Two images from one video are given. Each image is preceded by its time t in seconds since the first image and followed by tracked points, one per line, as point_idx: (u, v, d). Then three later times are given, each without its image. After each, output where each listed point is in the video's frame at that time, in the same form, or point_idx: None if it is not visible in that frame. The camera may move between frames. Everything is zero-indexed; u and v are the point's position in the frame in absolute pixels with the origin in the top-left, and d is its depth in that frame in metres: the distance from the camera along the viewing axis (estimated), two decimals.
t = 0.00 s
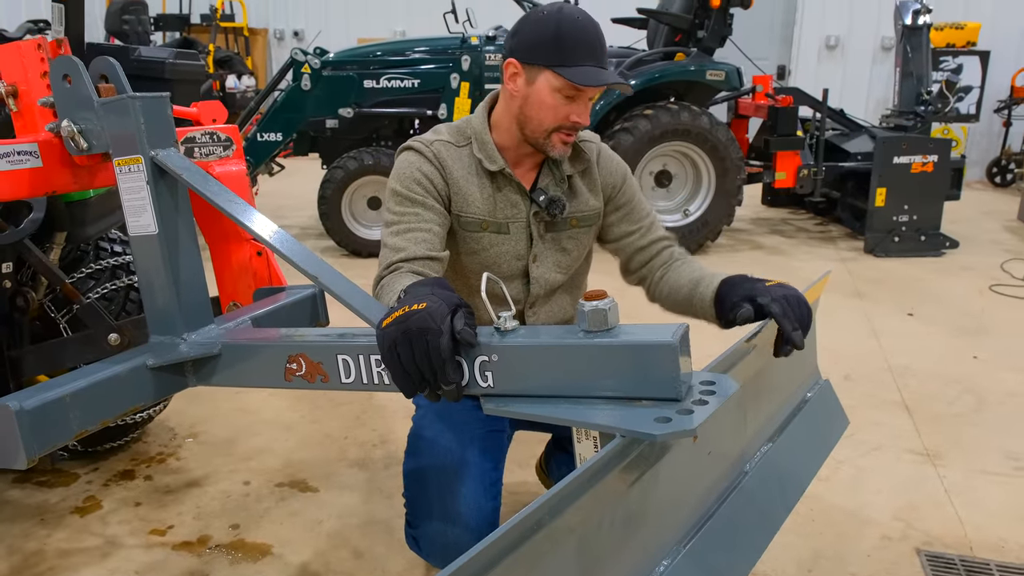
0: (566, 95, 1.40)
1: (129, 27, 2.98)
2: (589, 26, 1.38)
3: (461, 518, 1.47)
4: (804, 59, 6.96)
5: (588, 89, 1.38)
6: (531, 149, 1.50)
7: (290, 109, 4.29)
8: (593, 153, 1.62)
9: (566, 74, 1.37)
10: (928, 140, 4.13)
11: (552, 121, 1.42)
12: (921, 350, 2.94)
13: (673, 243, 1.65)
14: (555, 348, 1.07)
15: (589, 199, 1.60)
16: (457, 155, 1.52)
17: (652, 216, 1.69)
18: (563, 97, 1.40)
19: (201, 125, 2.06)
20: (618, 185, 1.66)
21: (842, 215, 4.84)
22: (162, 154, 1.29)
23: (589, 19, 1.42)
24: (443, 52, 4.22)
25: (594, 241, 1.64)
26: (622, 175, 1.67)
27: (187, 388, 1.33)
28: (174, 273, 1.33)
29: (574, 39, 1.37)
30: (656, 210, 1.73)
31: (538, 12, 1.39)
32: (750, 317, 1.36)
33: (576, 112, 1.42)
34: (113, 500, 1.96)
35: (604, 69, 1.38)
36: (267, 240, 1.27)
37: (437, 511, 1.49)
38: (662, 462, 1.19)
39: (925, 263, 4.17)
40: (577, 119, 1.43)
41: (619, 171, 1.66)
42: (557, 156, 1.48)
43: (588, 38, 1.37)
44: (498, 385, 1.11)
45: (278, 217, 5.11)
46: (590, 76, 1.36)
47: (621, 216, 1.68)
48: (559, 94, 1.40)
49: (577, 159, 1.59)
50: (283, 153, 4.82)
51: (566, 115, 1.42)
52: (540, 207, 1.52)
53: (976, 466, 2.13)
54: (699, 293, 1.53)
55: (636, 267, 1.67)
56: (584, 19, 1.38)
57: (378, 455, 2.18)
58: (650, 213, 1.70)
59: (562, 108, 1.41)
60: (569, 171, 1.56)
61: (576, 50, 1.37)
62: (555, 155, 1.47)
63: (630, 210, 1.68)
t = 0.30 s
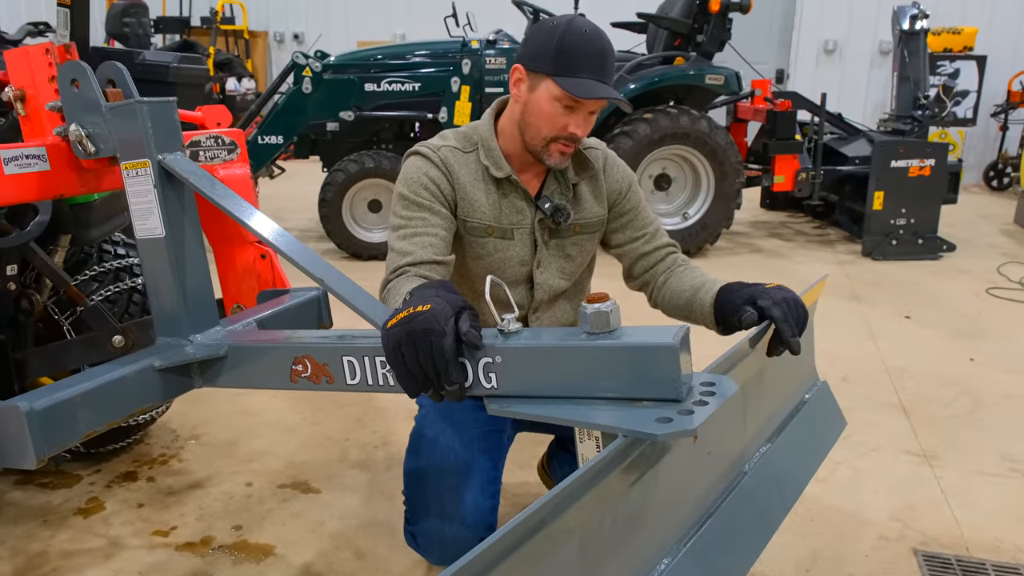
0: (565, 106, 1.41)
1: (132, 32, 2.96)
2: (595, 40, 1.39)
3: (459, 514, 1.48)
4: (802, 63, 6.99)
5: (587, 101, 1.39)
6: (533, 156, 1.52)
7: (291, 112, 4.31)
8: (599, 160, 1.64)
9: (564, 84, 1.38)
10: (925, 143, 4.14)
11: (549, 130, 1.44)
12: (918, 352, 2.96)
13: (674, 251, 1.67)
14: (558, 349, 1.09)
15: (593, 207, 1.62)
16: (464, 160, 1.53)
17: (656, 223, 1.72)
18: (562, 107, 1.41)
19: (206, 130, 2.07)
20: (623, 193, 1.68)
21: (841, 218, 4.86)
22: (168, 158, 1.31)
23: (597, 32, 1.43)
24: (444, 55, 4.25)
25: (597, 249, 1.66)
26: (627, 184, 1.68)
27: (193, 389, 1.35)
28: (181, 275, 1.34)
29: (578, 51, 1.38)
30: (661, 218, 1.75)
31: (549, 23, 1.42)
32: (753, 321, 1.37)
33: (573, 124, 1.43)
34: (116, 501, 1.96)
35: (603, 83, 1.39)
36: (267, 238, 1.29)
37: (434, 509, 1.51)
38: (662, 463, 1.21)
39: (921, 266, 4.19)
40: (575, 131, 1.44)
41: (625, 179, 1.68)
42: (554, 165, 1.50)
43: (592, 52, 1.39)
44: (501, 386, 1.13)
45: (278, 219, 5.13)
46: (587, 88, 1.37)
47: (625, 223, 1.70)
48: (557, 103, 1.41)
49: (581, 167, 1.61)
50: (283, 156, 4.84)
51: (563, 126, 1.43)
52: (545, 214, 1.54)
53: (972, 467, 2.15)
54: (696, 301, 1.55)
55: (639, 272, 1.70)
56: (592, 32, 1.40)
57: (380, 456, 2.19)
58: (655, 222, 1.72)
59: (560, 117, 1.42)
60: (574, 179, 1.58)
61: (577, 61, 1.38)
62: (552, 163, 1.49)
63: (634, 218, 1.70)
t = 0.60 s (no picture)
0: (564, 120, 1.43)
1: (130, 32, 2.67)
2: (597, 55, 1.40)
3: (466, 516, 1.50)
4: (800, 69, 7.03)
5: (586, 117, 1.41)
6: (535, 168, 1.54)
7: (294, 117, 4.34)
8: (604, 170, 1.66)
9: (563, 99, 1.40)
10: (921, 150, 4.19)
11: (549, 144, 1.46)
12: (916, 356, 2.99)
13: (676, 263, 1.70)
14: (565, 354, 1.11)
15: (596, 218, 1.64)
16: (471, 172, 1.56)
17: (657, 235, 1.74)
18: (562, 122, 1.43)
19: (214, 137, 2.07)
20: (627, 204, 1.70)
21: (838, 222, 4.90)
22: (181, 165, 1.33)
23: (601, 46, 1.43)
24: (445, 61, 4.29)
25: (600, 259, 1.69)
26: (631, 196, 1.70)
27: (203, 393, 1.36)
28: (192, 282, 1.36)
29: (579, 66, 1.39)
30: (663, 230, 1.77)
31: (552, 36, 1.43)
32: (757, 328, 1.39)
33: (573, 138, 1.45)
34: (121, 504, 1.98)
35: (603, 99, 1.40)
36: (273, 240, 1.31)
37: (441, 510, 1.53)
38: (666, 464, 1.23)
39: (918, 271, 4.23)
40: (575, 144, 1.46)
41: (629, 190, 1.69)
42: (554, 178, 1.52)
43: (592, 67, 1.39)
44: (510, 390, 1.15)
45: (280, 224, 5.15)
46: (586, 105, 1.39)
47: (628, 234, 1.72)
48: (557, 118, 1.43)
49: (585, 179, 1.63)
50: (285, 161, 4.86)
51: (563, 140, 1.45)
52: (549, 225, 1.57)
53: (969, 469, 2.17)
54: (697, 310, 1.57)
55: (638, 283, 1.72)
56: (594, 47, 1.40)
57: (383, 459, 2.21)
58: (657, 234, 1.74)
59: (560, 132, 1.44)
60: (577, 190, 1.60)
61: (577, 77, 1.39)
62: (553, 175, 1.51)
63: (637, 229, 1.72)
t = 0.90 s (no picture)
0: (514, 114, 1.46)
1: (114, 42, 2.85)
2: (537, 44, 1.42)
3: (462, 522, 1.52)
4: (783, 81, 7.15)
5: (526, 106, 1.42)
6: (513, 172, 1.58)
7: (282, 127, 4.37)
8: (599, 182, 1.70)
9: (504, 90, 1.43)
10: (901, 161, 4.27)
11: (508, 141, 1.50)
12: (897, 364, 3.06)
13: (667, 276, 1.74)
14: (561, 359, 1.14)
15: (590, 228, 1.68)
16: (468, 182, 1.59)
17: (649, 247, 1.78)
18: (512, 116, 1.46)
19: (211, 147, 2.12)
20: (621, 216, 1.74)
21: (820, 233, 4.99)
22: (182, 176, 1.36)
23: (550, 39, 1.44)
24: (432, 73, 4.34)
25: (593, 268, 1.73)
26: (626, 208, 1.74)
27: (203, 400, 1.39)
28: (193, 291, 1.39)
29: (516, 56, 1.42)
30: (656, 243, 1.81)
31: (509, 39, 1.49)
32: (742, 333, 1.43)
33: (526, 131, 1.46)
34: (115, 512, 1.99)
35: (538, 86, 1.40)
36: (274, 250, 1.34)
37: (437, 516, 1.55)
38: (655, 466, 1.27)
39: (898, 280, 4.31)
40: (530, 138, 1.47)
41: (624, 204, 1.73)
42: (523, 177, 1.53)
43: (528, 55, 1.41)
44: (506, 394, 1.19)
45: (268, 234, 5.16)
46: (519, 90, 1.41)
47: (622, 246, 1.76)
48: (507, 112, 1.46)
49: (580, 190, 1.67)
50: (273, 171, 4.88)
51: (518, 134, 1.48)
52: (542, 235, 1.61)
53: (947, 472, 2.23)
54: (685, 318, 1.61)
55: (629, 294, 1.76)
56: (537, 39, 1.43)
57: (375, 466, 2.24)
58: (649, 246, 1.78)
59: (513, 126, 1.47)
60: (572, 201, 1.64)
61: (515, 68, 1.42)
62: (518, 174, 1.53)
63: (631, 241, 1.76)
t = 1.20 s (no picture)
0: (497, 129, 1.51)
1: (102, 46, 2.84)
2: (516, 61, 1.47)
3: (460, 518, 1.57)
4: (766, 87, 7.27)
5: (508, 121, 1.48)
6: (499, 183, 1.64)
7: (272, 133, 4.42)
8: (589, 191, 1.75)
9: (485, 106, 1.49)
10: (883, 166, 4.37)
11: (491, 155, 1.55)
12: (878, 365, 3.14)
13: (656, 279, 1.79)
14: (556, 360, 1.20)
15: (580, 234, 1.74)
16: (459, 192, 1.64)
17: (639, 251, 1.83)
18: (495, 131, 1.52)
19: (211, 154, 2.15)
20: (610, 223, 1.79)
21: (803, 237, 5.08)
22: (188, 183, 1.40)
23: (530, 55, 1.50)
24: (420, 79, 4.37)
25: (584, 273, 1.79)
26: (614, 215, 1.79)
27: (209, 400, 1.43)
28: (199, 296, 1.43)
29: (496, 74, 1.47)
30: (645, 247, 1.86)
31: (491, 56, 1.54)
32: (729, 334, 1.49)
33: (509, 145, 1.52)
34: (115, 512, 2.02)
35: (516, 102, 1.45)
36: (276, 254, 1.38)
37: (436, 513, 1.60)
38: (647, 462, 1.33)
39: (880, 283, 4.41)
40: (512, 152, 1.53)
41: (613, 210, 1.79)
42: (507, 188, 1.59)
43: (508, 72, 1.46)
44: (504, 393, 1.24)
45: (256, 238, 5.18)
46: (500, 107, 1.46)
47: (612, 251, 1.81)
48: (490, 127, 1.52)
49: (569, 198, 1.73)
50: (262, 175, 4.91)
51: (501, 149, 1.53)
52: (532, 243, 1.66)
53: (927, 471, 2.30)
54: (674, 320, 1.67)
55: (620, 298, 1.82)
56: (517, 56, 1.48)
57: (369, 466, 2.28)
58: (638, 251, 1.83)
59: (497, 140, 1.53)
60: (561, 209, 1.70)
61: (495, 84, 1.47)
62: (503, 185, 1.58)
63: (620, 246, 1.82)
